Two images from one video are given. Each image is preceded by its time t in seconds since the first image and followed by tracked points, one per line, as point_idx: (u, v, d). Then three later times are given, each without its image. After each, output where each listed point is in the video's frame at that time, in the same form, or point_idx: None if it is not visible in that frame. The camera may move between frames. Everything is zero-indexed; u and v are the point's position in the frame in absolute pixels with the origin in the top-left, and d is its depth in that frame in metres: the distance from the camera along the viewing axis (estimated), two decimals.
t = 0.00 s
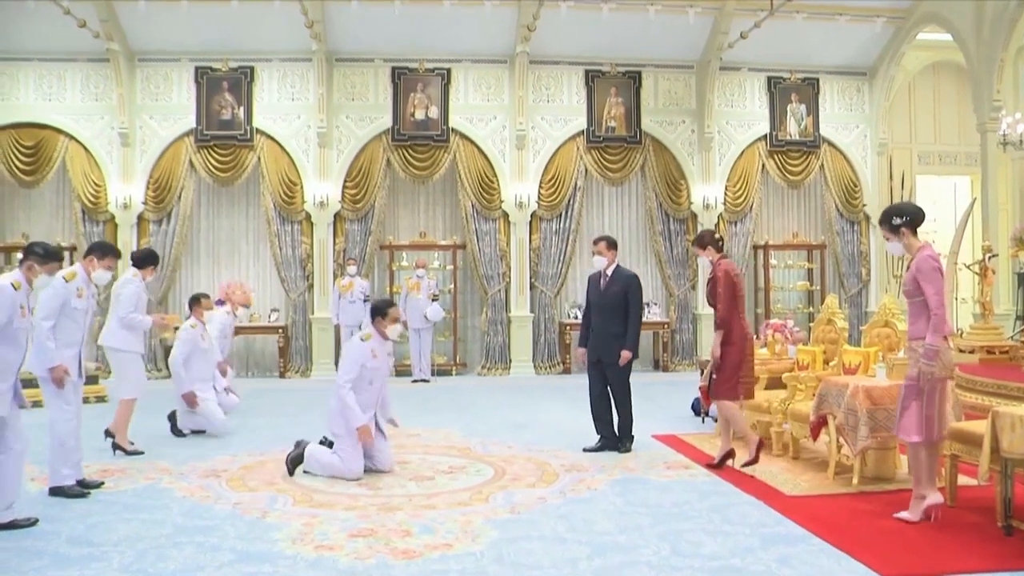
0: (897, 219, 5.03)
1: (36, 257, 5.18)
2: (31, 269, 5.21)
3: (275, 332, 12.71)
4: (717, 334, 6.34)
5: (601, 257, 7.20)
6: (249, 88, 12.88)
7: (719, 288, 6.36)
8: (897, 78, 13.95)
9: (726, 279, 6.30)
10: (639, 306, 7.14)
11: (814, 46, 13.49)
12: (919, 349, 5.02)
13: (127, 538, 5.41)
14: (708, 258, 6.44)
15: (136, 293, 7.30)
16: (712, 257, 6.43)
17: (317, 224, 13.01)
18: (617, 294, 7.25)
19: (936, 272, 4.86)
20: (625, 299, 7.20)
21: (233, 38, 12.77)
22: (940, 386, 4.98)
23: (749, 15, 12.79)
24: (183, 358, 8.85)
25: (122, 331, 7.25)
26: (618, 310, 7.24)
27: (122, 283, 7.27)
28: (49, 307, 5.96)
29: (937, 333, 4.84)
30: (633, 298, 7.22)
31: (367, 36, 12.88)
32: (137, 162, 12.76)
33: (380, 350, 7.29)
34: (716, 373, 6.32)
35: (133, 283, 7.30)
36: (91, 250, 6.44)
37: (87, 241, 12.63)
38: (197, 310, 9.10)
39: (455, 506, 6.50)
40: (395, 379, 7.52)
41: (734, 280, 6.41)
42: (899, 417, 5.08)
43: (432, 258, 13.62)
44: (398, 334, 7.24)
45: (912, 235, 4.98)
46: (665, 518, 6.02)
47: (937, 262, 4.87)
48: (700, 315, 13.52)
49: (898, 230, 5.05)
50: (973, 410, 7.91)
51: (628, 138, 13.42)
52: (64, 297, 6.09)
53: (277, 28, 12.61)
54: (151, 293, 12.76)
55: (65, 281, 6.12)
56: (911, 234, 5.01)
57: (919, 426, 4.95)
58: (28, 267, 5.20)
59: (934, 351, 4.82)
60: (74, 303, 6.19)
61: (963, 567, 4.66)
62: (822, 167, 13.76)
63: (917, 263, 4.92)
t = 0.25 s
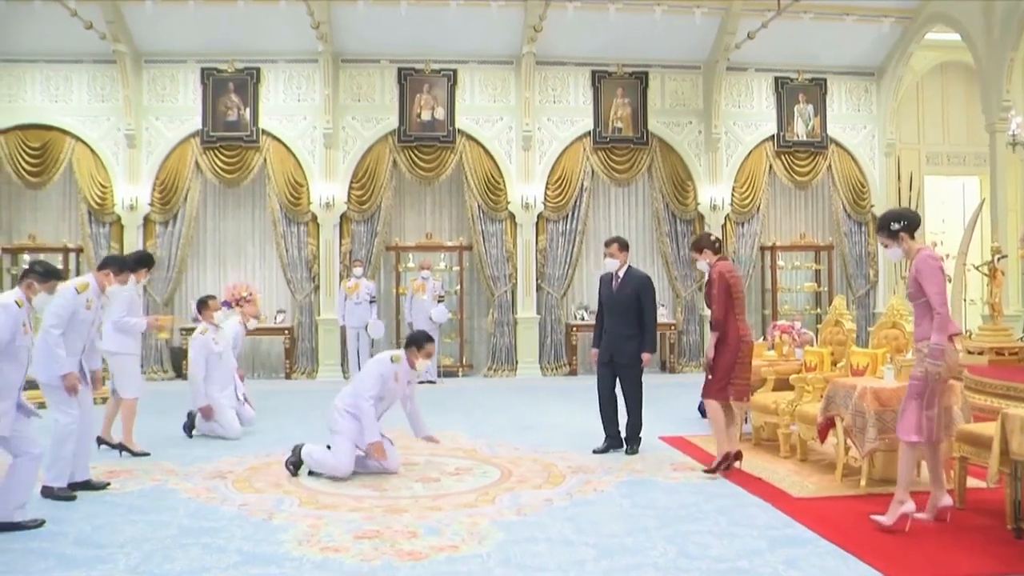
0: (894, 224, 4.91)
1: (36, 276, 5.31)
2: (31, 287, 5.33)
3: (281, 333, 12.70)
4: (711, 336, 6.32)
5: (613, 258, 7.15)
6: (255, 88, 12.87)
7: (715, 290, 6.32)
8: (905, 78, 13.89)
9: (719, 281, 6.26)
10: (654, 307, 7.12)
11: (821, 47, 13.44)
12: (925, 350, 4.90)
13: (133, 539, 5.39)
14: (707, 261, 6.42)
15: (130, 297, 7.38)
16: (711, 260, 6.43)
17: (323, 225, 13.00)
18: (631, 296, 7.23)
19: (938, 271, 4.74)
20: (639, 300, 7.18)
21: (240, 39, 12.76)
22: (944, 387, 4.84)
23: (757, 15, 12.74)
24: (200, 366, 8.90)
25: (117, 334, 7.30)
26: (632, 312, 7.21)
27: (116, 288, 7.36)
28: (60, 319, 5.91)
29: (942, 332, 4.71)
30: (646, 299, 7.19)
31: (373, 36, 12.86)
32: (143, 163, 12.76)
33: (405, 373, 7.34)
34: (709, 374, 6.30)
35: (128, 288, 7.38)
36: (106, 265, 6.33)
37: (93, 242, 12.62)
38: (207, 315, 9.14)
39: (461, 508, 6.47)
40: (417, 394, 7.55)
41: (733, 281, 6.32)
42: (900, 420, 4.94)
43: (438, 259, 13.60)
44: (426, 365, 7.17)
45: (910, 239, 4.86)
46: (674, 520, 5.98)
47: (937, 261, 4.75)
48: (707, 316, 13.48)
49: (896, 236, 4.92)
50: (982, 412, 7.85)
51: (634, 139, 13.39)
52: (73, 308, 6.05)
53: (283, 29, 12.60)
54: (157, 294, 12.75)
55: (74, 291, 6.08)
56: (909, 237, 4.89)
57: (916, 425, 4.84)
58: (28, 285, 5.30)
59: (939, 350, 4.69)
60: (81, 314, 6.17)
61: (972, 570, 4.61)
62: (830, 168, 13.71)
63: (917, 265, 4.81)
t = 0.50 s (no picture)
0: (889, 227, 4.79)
1: (35, 296, 5.10)
2: (29, 308, 5.10)
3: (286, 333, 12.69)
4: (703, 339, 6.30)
5: (621, 259, 7.08)
6: (260, 89, 12.85)
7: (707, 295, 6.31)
8: (913, 78, 13.83)
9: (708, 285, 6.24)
10: (663, 308, 7.08)
11: (828, 46, 13.39)
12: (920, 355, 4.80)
13: (139, 540, 5.36)
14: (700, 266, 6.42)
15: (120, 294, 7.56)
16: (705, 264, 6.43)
17: (328, 225, 12.97)
18: (639, 297, 7.17)
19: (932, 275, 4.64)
20: (648, 302, 7.13)
21: (244, 40, 12.73)
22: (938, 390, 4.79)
23: (763, 15, 12.69)
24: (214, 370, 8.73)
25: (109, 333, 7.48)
26: (640, 313, 7.17)
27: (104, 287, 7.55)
28: (66, 355, 5.70)
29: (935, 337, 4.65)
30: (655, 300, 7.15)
31: (378, 36, 12.83)
32: (148, 163, 12.74)
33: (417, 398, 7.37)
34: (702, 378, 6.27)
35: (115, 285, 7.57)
36: (123, 312, 5.96)
37: (98, 242, 12.60)
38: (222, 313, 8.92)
39: (467, 509, 6.43)
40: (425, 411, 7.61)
41: (724, 285, 6.27)
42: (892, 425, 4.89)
43: (443, 259, 13.57)
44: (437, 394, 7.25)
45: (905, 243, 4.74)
46: (681, 520, 5.95)
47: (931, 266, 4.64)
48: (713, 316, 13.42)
49: (892, 240, 4.81)
50: (990, 413, 7.80)
51: (640, 138, 13.35)
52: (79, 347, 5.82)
53: (288, 29, 12.57)
54: (162, 295, 12.73)
55: (85, 329, 5.86)
56: (903, 241, 4.78)
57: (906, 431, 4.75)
58: (25, 306, 5.08)
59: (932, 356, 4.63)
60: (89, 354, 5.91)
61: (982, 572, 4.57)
62: (836, 168, 13.65)
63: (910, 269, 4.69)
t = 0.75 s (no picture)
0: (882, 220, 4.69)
1: (35, 305, 5.06)
2: (31, 317, 5.07)
3: (291, 333, 12.68)
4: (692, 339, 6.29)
5: (625, 260, 7.02)
6: (265, 89, 12.84)
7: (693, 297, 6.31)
8: (920, 77, 13.77)
9: (690, 286, 6.24)
10: (669, 309, 7.03)
11: (834, 46, 13.34)
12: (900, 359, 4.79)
13: (144, 540, 5.34)
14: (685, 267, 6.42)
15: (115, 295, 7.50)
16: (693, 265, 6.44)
17: (333, 225, 12.95)
18: (645, 297, 7.13)
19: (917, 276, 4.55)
20: (653, 302, 7.09)
21: (249, 40, 12.72)
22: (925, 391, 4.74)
23: (769, 14, 12.64)
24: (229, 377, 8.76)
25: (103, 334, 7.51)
26: (645, 314, 7.13)
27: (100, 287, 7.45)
28: (71, 385, 5.86)
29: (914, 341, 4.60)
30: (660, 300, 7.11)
31: (383, 36, 12.81)
32: (153, 163, 12.73)
33: (419, 401, 7.30)
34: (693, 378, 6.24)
35: (108, 286, 7.46)
36: (133, 348, 6.05)
37: (103, 242, 12.60)
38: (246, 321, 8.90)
39: (472, 509, 6.41)
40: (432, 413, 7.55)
41: (709, 284, 6.25)
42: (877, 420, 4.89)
43: (448, 260, 13.55)
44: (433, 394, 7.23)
45: (893, 239, 4.64)
46: (688, 521, 5.91)
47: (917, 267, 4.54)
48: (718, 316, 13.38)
49: (881, 234, 4.72)
50: (997, 414, 7.75)
51: (645, 138, 13.32)
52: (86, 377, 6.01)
53: (292, 29, 12.55)
54: (166, 295, 12.71)
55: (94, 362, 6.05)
56: (893, 237, 4.67)
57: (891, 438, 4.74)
58: (26, 316, 5.05)
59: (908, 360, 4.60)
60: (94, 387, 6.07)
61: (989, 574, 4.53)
62: (843, 167, 13.60)
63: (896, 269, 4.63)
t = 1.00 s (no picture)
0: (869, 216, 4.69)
1: (39, 318, 5.06)
2: (38, 331, 5.06)
3: (295, 334, 12.66)
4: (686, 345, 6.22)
5: (625, 261, 6.96)
6: (269, 89, 12.81)
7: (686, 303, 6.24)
8: (927, 76, 13.70)
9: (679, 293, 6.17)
10: (670, 309, 6.98)
11: (841, 45, 13.29)
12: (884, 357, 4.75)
13: (149, 541, 5.31)
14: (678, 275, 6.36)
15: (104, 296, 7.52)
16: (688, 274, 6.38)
17: (337, 225, 12.92)
18: (647, 297, 7.07)
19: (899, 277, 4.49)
20: (654, 302, 7.03)
21: (253, 40, 12.69)
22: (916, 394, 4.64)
23: (775, 13, 12.59)
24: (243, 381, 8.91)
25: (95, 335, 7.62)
26: (646, 315, 7.08)
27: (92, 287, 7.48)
28: (84, 402, 6.09)
29: (892, 341, 4.57)
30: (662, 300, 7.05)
31: (387, 36, 12.78)
32: (158, 163, 12.70)
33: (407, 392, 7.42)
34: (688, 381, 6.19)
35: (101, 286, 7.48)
36: (148, 365, 6.28)
37: (108, 243, 12.58)
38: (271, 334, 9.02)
39: (477, 510, 6.37)
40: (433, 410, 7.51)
41: (701, 291, 6.17)
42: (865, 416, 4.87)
43: (453, 260, 13.52)
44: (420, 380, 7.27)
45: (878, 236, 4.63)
46: (695, 523, 5.88)
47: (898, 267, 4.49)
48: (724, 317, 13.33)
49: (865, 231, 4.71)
50: (1005, 415, 7.69)
51: (651, 138, 13.28)
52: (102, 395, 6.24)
53: (297, 29, 12.53)
54: (171, 296, 12.69)
55: (111, 380, 6.26)
56: (879, 233, 4.65)
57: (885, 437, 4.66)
58: (33, 330, 5.04)
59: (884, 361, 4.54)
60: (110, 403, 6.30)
61: None
62: (849, 167, 13.55)
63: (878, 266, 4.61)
